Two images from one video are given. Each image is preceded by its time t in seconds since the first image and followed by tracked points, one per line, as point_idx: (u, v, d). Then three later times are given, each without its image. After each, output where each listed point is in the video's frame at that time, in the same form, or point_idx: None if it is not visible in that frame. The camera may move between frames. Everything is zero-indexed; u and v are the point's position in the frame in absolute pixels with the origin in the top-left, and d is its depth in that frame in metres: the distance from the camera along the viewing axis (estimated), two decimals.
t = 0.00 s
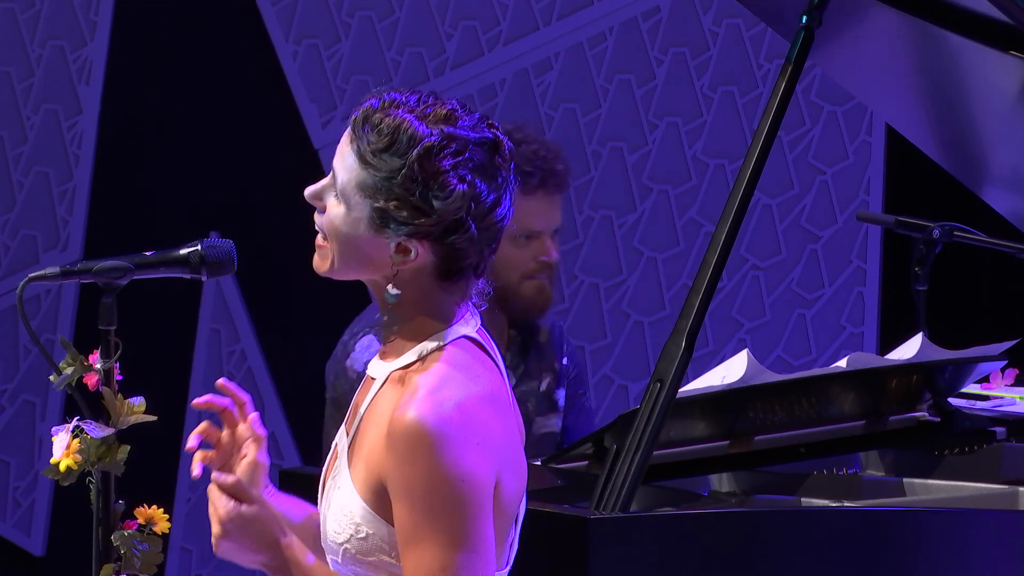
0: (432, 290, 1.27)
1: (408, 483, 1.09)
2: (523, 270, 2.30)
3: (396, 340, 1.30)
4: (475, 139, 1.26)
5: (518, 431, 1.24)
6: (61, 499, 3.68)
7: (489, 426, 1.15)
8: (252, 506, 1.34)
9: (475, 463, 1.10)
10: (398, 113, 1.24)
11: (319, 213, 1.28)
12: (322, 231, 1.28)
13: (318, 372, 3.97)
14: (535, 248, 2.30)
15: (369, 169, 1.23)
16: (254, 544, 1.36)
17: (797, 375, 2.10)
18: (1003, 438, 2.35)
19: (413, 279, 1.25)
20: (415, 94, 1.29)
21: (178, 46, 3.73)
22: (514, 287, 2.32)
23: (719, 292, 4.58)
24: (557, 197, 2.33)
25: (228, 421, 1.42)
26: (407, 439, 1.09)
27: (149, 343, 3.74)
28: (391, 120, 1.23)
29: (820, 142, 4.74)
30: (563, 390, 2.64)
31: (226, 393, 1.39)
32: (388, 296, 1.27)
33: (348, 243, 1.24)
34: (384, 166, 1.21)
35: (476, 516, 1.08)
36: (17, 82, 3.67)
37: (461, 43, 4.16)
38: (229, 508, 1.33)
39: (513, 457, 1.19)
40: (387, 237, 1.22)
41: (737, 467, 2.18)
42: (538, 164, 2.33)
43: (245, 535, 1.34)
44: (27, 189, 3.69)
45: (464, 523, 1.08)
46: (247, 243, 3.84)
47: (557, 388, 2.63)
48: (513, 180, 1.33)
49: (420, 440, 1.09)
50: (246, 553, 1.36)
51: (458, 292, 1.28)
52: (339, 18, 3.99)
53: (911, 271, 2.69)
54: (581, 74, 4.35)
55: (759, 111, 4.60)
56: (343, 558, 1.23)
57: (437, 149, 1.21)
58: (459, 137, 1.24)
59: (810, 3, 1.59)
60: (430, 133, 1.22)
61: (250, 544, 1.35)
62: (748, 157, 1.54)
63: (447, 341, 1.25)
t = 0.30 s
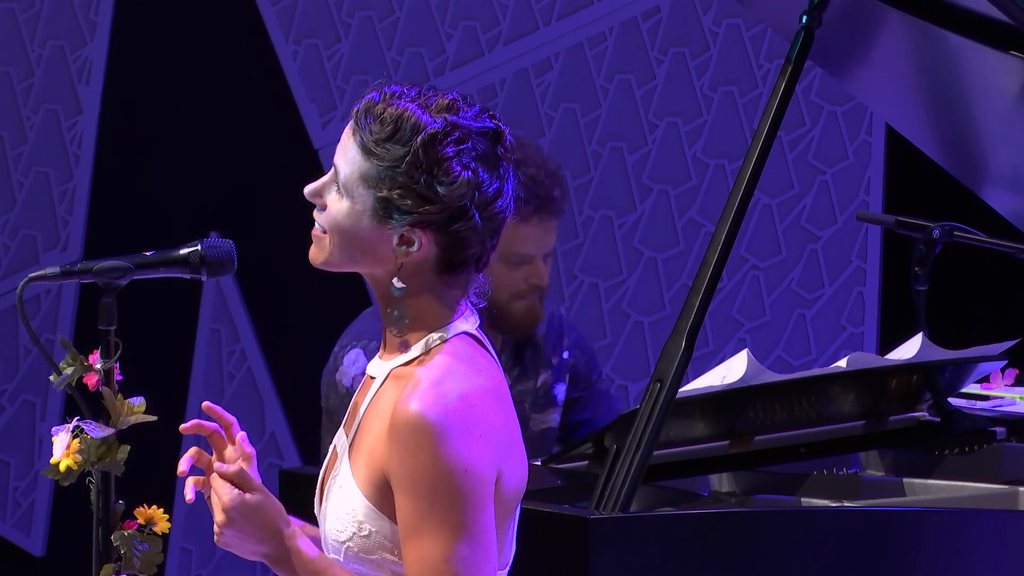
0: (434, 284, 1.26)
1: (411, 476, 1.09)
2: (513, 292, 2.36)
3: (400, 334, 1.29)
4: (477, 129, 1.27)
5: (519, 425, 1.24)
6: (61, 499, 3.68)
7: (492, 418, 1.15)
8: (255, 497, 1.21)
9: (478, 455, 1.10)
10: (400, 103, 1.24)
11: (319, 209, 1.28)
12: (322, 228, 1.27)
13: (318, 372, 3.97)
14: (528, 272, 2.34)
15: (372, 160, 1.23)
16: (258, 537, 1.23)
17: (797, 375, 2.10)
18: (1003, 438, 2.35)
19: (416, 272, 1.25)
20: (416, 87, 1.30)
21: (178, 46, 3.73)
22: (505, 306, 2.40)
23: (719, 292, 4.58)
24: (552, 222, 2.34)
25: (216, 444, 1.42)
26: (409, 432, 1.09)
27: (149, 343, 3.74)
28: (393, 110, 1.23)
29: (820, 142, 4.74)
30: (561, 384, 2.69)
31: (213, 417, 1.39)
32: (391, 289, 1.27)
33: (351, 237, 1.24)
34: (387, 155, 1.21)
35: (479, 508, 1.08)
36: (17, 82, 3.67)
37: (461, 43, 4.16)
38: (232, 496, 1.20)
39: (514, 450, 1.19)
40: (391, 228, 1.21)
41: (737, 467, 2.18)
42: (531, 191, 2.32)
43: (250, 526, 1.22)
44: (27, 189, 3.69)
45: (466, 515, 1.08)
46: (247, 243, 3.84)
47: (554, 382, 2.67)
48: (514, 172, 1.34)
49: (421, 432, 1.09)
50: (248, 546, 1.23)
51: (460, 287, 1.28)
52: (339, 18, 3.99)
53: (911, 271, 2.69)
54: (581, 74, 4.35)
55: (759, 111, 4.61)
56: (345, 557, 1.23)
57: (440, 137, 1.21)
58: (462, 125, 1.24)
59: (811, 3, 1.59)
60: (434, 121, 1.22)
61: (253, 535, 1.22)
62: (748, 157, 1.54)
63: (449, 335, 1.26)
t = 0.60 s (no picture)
0: (430, 283, 1.26)
1: (408, 480, 1.09)
2: (515, 310, 2.49)
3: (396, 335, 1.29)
4: (470, 126, 1.28)
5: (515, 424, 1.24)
6: (61, 499, 3.68)
7: (488, 419, 1.15)
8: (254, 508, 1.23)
9: (475, 456, 1.10)
10: (393, 101, 1.25)
11: (313, 211, 1.27)
12: (316, 230, 1.27)
13: (318, 372, 3.97)
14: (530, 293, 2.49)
15: (367, 159, 1.23)
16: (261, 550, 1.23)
17: (797, 375, 2.10)
18: (1003, 438, 2.35)
19: (412, 271, 1.25)
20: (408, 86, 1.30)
21: (178, 46, 3.73)
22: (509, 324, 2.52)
23: (719, 292, 4.58)
24: (554, 248, 2.42)
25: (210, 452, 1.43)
26: (404, 436, 1.09)
27: (149, 343, 3.74)
28: (387, 108, 1.24)
29: (820, 142, 4.74)
30: (580, 395, 2.76)
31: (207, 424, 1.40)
32: (386, 289, 1.26)
33: (346, 237, 1.23)
34: (382, 153, 1.22)
35: (478, 509, 1.08)
36: (17, 82, 3.67)
37: (461, 43, 4.16)
38: (230, 511, 1.21)
39: (511, 449, 1.19)
40: (386, 226, 1.22)
41: (737, 466, 2.18)
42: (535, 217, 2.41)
43: (250, 539, 1.22)
44: (27, 189, 3.69)
45: (466, 516, 1.08)
46: (247, 243, 3.84)
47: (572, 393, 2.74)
48: (507, 170, 1.35)
49: (417, 436, 1.09)
50: (252, 560, 1.24)
51: (455, 286, 1.28)
52: (339, 18, 3.99)
53: (911, 271, 2.69)
54: (581, 74, 4.35)
55: (759, 111, 4.61)
56: (343, 559, 1.23)
57: (434, 134, 1.22)
58: (456, 122, 1.25)
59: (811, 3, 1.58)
60: (427, 118, 1.23)
61: (257, 550, 1.23)
62: (748, 157, 1.54)
63: (445, 334, 1.26)
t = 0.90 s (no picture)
0: (425, 281, 1.26)
1: (410, 480, 1.09)
2: (541, 318, 2.54)
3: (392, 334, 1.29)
4: (464, 124, 1.28)
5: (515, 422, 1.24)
6: (61, 499, 3.68)
7: (489, 418, 1.15)
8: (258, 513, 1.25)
9: (477, 455, 1.10)
10: (387, 99, 1.25)
11: (307, 209, 1.27)
12: (310, 229, 1.27)
13: (318, 372, 3.97)
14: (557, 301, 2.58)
15: (361, 157, 1.23)
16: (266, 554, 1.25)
17: (797, 375, 2.11)
18: (1002, 438, 2.36)
19: (406, 269, 1.24)
20: (402, 84, 1.31)
21: (178, 46, 3.73)
22: (531, 333, 2.56)
23: (719, 292, 4.58)
24: (588, 260, 2.54)
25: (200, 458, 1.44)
26: (406, 436, 1.09)
27: (149, 343, 3.74)
28: (381, 106, 1.24)
29: (820, 142, 4.74)
30: (591, 403, 2.68)
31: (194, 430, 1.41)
32: (379, 287, 1.26)
33: (340, 235, 1.23)
34: (377, 151, 1.22)
35: (481, 508, 1.08)
36: (17, 82, 3.67)
37: (461, 43, 4.16)
38: (234, 516, 1.24)
39: (512, 447, 1.19)
40: (381, 223, 1.22)
41: (737, 466, 2.17)
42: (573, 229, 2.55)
43: (254, 543, 1.25)
44: (27, 189, 3.69)
45: (469, 515, 1.08)
46: (247, 243, 3.84)
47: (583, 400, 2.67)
48: (501, 169, 1.35)
49: (419, 437, 1.09)
50: (258, 563, 1.26)
51: (452, 285, 1.28)
52: (339, 18, 3.99)
53: (911, 271, 2.69)
54: (581, 74, 4.35)
55: (759, 111, 4.61)
56: (339, 558, 1.23)
57: (428, 132, 1.23)
58: (450, 120, 1.26)
59: (811, 3, 1.59)
60: (421, 116, 1.24)
61: (261, 552, 1.25)
62: (748, 157, 1.54)
63: (442, 334, 1.26)
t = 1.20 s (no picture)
0: (431, 279, 1.26)
1: (408, 472, 1.09)
2: (547, 309, 2.50)
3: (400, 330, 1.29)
4: (465, 121, 1.28)
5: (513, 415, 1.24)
6: (61, 499, 3.68)
7: (485, 410, 1.15)
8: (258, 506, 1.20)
9: (473, 445, 1.10)
10: (386, 100, 1.25)
11: (313, 212, 1.27)
12: (319, 234, 1.27)
13: (318, 372, 3.97)
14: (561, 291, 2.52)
15: (363, 159, 1.23)
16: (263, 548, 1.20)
17: (797, 375, 2.11)
18: (1002, 438, 2.36)
19: (412, 269, 1.24)
20: (401, 84, 1.31)
21: (178, 46, 3.73)
22: (536, 324, 2.50)
23: (719, 292, 4.57)
24: (594, 249, 2.52)
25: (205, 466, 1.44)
26: (402, 427, 1.10)
27: (149, 343, 3.74)
28: (380, 107, 1.24)
29: (820, 142, 4.74)
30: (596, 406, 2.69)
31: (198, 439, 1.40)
32: (387, 287, 1.26)
33: (346, 237, 1.23)
34: (378, 152, 1.22)
35: (478, 498, 1.08)
36: (17, 82, 3.67)
37: (461, 43, 4.16)
38: (233, 507, 1.19)
39: (509, 438, 1.19)
40: (385, 224, 1.21)
41: (737, 466, 2.17)
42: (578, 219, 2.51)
43: (252, 536, 1.19)
44: (27, 189, 3.68)
45: (465, 505, 1.08)
46: (247, 243, 3.84)
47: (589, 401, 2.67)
48: (505, 163, 1.35)
49: (415, 427, 1.09)
50: (257, 559, 1.20)
51: (458, 282, 1.28)
52: (339, 18, 3.99)
53: (911, 271, 2.69)
54: (581, 74, 4.35)
55: (759, 111, 4.61)
56: (341, 555, 1.23)
57: (428, 131, 1.22)
58: (450, 118, 1.26)
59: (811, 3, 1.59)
60: (420, 115, 1.24)
61: (260, 546, 1.19)
62: (748, 157, 1.54)
63: (448, 330, 1.25)
